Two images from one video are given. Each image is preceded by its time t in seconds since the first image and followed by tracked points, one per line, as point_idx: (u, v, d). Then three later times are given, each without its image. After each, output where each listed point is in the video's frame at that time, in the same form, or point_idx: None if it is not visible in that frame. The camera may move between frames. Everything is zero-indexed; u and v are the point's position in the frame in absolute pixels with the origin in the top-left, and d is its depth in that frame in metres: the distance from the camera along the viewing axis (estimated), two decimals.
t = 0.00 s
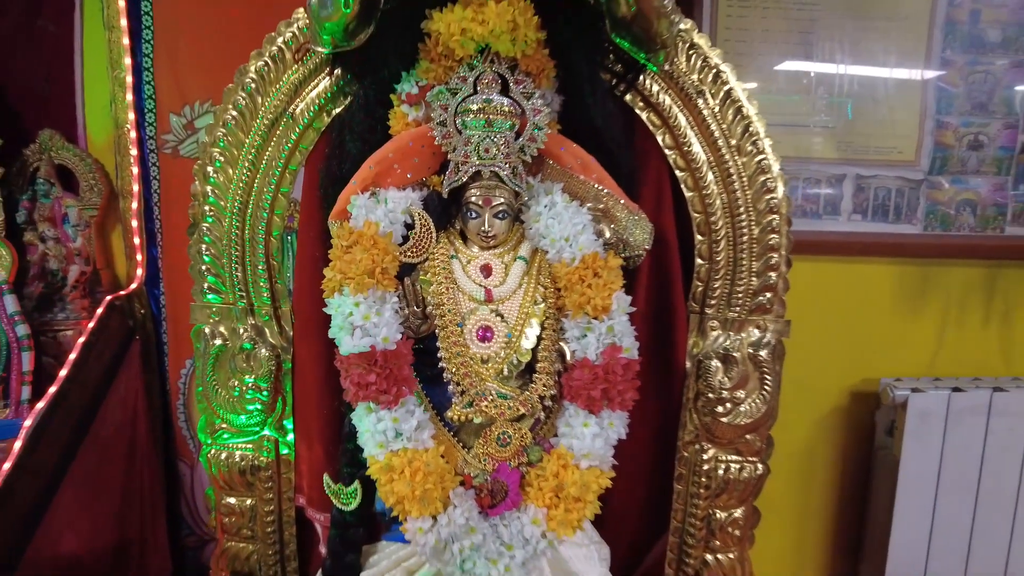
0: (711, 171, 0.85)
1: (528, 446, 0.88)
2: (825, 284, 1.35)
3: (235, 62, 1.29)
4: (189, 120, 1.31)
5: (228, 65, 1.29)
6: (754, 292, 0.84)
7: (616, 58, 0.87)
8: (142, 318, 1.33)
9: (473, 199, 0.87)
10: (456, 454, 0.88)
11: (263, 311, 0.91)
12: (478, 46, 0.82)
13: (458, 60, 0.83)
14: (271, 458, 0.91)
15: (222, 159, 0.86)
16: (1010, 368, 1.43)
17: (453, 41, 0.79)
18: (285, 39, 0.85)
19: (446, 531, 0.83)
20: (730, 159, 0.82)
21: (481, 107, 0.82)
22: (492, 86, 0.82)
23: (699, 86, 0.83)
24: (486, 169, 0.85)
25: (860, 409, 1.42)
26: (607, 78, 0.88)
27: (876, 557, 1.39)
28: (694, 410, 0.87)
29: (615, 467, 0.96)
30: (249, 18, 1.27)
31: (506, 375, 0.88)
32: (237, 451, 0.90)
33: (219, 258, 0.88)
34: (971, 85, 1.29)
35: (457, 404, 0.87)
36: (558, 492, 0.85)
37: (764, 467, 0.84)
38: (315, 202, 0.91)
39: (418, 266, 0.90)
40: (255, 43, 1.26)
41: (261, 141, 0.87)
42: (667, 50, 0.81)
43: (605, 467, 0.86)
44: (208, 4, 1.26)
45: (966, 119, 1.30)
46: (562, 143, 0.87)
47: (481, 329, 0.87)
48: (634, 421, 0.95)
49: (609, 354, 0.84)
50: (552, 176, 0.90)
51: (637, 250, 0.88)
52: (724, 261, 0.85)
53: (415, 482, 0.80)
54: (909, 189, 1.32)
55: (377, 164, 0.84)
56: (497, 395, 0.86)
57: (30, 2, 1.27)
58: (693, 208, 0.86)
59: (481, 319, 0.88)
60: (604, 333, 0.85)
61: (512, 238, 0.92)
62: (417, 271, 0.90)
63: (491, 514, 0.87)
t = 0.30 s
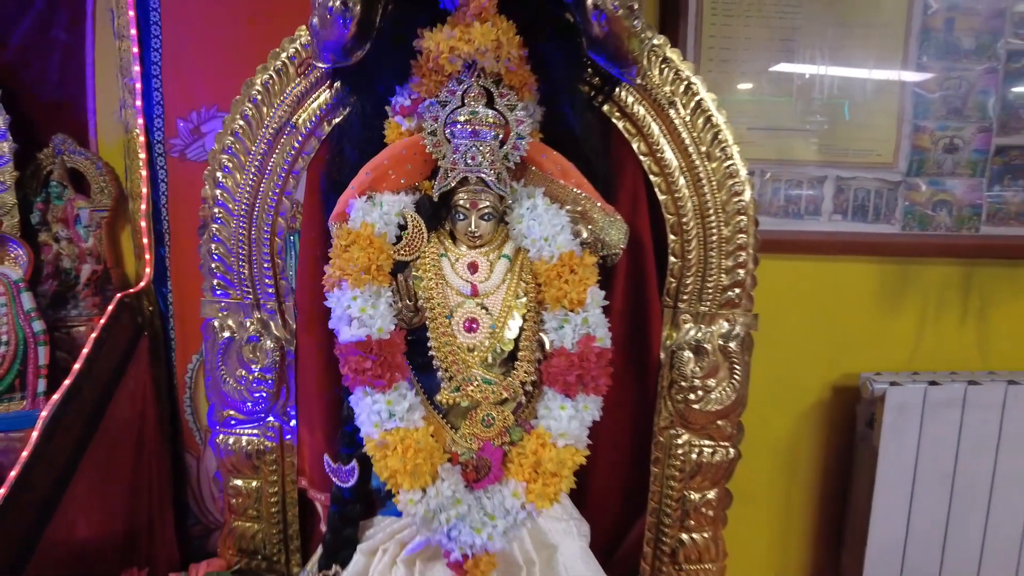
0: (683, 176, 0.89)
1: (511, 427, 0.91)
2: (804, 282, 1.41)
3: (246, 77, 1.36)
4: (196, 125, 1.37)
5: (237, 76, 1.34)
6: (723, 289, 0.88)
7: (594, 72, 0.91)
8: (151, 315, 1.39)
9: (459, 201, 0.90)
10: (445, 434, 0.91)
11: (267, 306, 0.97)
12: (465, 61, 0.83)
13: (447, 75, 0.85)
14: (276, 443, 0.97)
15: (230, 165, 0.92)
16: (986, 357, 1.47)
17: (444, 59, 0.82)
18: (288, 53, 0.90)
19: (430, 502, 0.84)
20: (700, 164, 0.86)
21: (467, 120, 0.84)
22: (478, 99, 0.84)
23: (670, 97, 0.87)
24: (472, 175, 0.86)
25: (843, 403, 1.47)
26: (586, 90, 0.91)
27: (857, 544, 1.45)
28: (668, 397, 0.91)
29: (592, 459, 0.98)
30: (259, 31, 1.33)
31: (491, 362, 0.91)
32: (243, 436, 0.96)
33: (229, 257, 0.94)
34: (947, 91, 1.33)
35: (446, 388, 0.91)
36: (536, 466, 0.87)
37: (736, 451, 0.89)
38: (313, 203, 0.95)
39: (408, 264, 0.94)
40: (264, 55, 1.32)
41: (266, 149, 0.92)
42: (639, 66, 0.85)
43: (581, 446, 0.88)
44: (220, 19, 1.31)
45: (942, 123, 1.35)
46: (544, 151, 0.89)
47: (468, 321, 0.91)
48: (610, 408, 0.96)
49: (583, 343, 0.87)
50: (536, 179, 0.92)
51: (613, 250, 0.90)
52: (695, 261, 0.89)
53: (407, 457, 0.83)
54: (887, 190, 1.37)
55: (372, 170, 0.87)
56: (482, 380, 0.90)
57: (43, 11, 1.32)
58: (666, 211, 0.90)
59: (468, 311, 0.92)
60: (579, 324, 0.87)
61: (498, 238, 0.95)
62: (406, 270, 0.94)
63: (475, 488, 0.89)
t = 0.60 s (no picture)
0: (648, 180, 0.91)
1: (485, 411, 0.88)
2: (782, 279, 1.47)
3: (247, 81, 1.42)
4: (197, 129, 1.42)
5: (237, 81, 1.40)
6: (686, 284, 0.91)
7: (564, 83, 0.92)
8: (154, 312, 1.45)
9: (437, 203, 0.88)
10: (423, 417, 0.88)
11: (262, 300, 1.02)
12: (443, 73, 0.82)
13: (426, 87, 0.84)
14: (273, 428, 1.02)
15: (227, 170, 0.98)
16: (958, 352, 1.52)
17: (422, 72, 0.81)
18: (282, 66, 0.95)
19: (407, 475, 0.82)
20: (663, 166, 0.88)
21: (443, 129, 0.83)
22: (456, 108, 0.83)
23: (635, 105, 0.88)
24: (449, 178, 0.85)
25: (821, 396, 1.52)
26: (558, 100, 0.92)
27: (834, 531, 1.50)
28: (637, 386, 0.92)
29: (569, 456, 0.97)
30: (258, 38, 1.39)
31: (467, 350, 0.89)
32: (240, 422, 1.02)
33: (227, 257, 0.99)
34: (919, 95, 1.38)
35: (424, 373, 0.88)
36: (507, 444, 0.85)
37: (702, 436, 0.90)
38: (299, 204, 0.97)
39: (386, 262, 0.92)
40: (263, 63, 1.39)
41: (261, 155, 0.97)
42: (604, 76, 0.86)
43: (547, 426, 0.86)
44: (220, 24, 1.37)
45: (915, 126, 1.40)
46: (517, 156, 0.88)
47: (444, 312, 0.88)
48: (578, 410, 0.96)
49: (550, 333, 0.85)
50: (514, 183, 0.89)
51: (582, 248, 0.88)
52: (660, 257, 0.91)
53: (386, 435, 0.82)
54: (862, 191, 1.42)
55: (358, 174, 0.87)
56: (458, 366, 0.87)
57: (50, 20, 1.38)
58: (632, 212, 0.92)
59: (444, 303, 0.89)
60: (545, 315, 0.85)
61: (474, 237, 0.92)
62: (384, 270, 0.91)
63: (450, 463, 0.86)
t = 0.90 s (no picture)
0: (626, 180, 0.96)
1: (472, 391, 0.92)
2: (766, 274, 1.52)
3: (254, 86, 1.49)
4: (205, 131, 1.49)
5: (244, 85, 1.47)
6: (662, 277, 0.96)
7: (548, 89, 0.96)
8: (165, 305, 1.52)
9: (428, 200, 0.91)
10: (416, 397, 0.91)
11: (268, 291, 1.07)
12: (435, 81, 0.87)
13: (419, 93, 0.89)
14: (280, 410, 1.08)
15: (235, 170, 1.03)
16: (938, 346, 1.57)
17: (415, 79, 0.87)
18: (285, 74, 1.00)
19: (401, 449, 0.85)
20: (639, 166, 0.93)
21: (434, 132, 0.87)
22: (446, 114, 0.87)
23: (614, 111, 0.93)
24: (440, 178, 0.89)
25: (805, 387, 1.58)
26: (542, 106, 0.96)
27: (819, 517, 1.56)
28: (617, 371, 0.97)
29: (555, 440, 1.02)
30: (263, 41, 1.46)
31: (456, 335, 0.92)
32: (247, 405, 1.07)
33: (235, 252, 1.04)
34: (898, 98, 1.44)
35: (416, 357, 0.92)
36: (493, 420, 0.88)
37: (678, 419, 0.95)
38: (303, 203, 1.03)
39: (380, 255, 0.95)
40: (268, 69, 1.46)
41: (267, 157, 1.03)
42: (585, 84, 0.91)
43: (529, 405, 0.89)
44: (228, 29, 1.44)
45: (894, 127, 1.45)
46: (503, 158, 0.92)
47: (434, 300, 0.91)
48: (563, 397, 1.02)
49: (532, 320, 0.89)
50: (500, 182, 0.94)
51: (563, 243, 0.92)
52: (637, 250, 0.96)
53: (382, 412, 0.84)
54: (844, 189, 1.48)
55: (356, 173, 0.91)
56: (447, 350, 0.91)
57: (66, 28, 1.45)
58: (611, 209, 0.96)
59: (434, 292, 0.92)
60: (527, 303, 0.89)
61: (462, 232, 0.95)
62: (381, 263, 0.93)
63: (440, 438, 0.89)
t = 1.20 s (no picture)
0: (614, 180, 1.00)
1: (470, 375, 0.95)
2: (758, 271, 1.58)
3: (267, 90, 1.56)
4: (219, 134, 1.56)
5: (256, 90, 1.54)
6: (649, 270, 1.00)
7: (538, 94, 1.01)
8: (180, 300, 1.58)
9: (429, 199, 0.95)
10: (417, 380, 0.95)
11: (282, 283, 1.09)
12: (434, 90, 0.91)
13: (421, 100, 0.93)
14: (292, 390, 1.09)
15: (249, 170, 1.05)
16: (926, 340, 1.62)
17: (415, 88, 0.91)
18: (297, 81, 1.03)
19: (400, 427, 0.89)
20: (627, 167, 0.98)
21: (433, 134, 0.91)
22: (445, 119, 0.92)
23: (602, 115, 0.98)
24: (440, 179, 0.93)
25: (795, 380, 1.64)
26: (534, 110, 1.01)
27: (809, 505, 1.61)
28: (608, 360, 1.02)
29: (549, 423, 1.10)
30: (274, 47, 1.53)
31: (455, 323, 0.96)
32: (260, 390, 1.08)
33: (251, 245, 1.06)
34: (886, 100, 1.49)
35: (418, 343, 0.96)
36: (488, 401, 0.91)
37: (665, 405, 1.00)
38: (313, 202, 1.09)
39: (384, 250, 0.99)
40: (280, 75, 1.54)
41: (280, 158, 1.05)
42: (575, 91, 0.95)
43: (523, 388, 0.92)
44: (242, 37, 1.52)
45: (882, 129, 1.50)
46: (499, 159, 0.97)
47: (434, 291, 0.95)
48: (556, 383, 1.09)
49: (524, 309, 0.93)
50: (496, 182, 0.98)
51: (554, 239, 0.97)
52: (625, 246, 1.00)
53: (385, 393, 0.88)
54: (833, 188, 1.53)
55: (361, 173, 0.96)
56: (446, 337, 0.95)
57: (88, 37, 1.53)
58: (601, 208, 1.01)
59: (434, 284, 0.96)
60: (519, 293, 0.93)
61: (460, 229, 0.98)
62: (383, 258, 0.98)
63: (440, 417, 0.92)
